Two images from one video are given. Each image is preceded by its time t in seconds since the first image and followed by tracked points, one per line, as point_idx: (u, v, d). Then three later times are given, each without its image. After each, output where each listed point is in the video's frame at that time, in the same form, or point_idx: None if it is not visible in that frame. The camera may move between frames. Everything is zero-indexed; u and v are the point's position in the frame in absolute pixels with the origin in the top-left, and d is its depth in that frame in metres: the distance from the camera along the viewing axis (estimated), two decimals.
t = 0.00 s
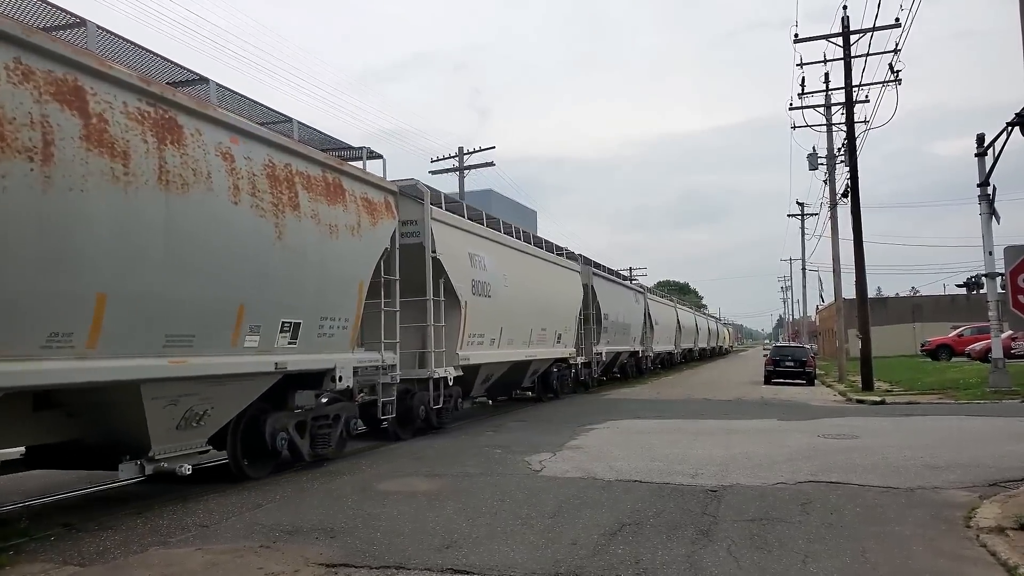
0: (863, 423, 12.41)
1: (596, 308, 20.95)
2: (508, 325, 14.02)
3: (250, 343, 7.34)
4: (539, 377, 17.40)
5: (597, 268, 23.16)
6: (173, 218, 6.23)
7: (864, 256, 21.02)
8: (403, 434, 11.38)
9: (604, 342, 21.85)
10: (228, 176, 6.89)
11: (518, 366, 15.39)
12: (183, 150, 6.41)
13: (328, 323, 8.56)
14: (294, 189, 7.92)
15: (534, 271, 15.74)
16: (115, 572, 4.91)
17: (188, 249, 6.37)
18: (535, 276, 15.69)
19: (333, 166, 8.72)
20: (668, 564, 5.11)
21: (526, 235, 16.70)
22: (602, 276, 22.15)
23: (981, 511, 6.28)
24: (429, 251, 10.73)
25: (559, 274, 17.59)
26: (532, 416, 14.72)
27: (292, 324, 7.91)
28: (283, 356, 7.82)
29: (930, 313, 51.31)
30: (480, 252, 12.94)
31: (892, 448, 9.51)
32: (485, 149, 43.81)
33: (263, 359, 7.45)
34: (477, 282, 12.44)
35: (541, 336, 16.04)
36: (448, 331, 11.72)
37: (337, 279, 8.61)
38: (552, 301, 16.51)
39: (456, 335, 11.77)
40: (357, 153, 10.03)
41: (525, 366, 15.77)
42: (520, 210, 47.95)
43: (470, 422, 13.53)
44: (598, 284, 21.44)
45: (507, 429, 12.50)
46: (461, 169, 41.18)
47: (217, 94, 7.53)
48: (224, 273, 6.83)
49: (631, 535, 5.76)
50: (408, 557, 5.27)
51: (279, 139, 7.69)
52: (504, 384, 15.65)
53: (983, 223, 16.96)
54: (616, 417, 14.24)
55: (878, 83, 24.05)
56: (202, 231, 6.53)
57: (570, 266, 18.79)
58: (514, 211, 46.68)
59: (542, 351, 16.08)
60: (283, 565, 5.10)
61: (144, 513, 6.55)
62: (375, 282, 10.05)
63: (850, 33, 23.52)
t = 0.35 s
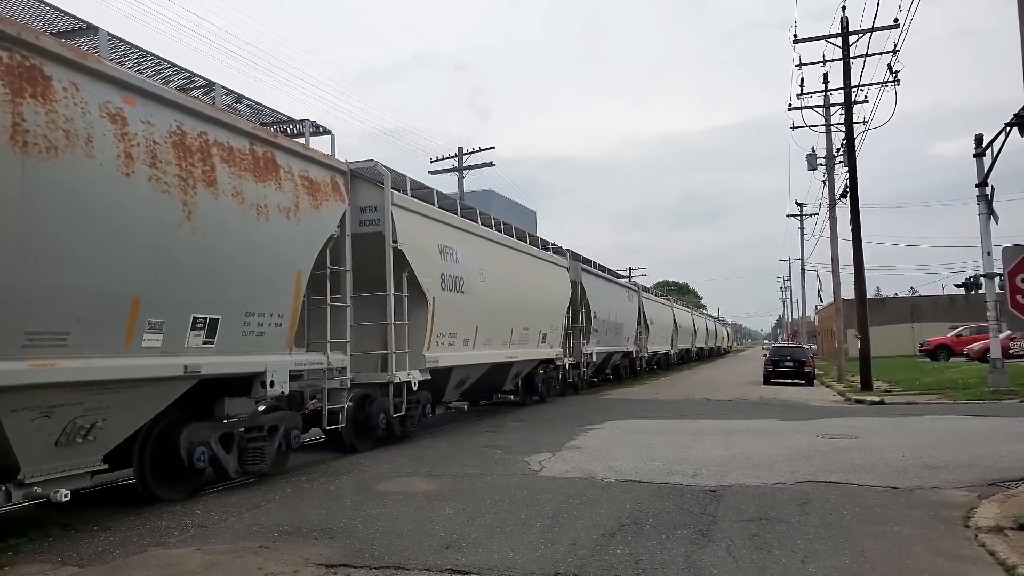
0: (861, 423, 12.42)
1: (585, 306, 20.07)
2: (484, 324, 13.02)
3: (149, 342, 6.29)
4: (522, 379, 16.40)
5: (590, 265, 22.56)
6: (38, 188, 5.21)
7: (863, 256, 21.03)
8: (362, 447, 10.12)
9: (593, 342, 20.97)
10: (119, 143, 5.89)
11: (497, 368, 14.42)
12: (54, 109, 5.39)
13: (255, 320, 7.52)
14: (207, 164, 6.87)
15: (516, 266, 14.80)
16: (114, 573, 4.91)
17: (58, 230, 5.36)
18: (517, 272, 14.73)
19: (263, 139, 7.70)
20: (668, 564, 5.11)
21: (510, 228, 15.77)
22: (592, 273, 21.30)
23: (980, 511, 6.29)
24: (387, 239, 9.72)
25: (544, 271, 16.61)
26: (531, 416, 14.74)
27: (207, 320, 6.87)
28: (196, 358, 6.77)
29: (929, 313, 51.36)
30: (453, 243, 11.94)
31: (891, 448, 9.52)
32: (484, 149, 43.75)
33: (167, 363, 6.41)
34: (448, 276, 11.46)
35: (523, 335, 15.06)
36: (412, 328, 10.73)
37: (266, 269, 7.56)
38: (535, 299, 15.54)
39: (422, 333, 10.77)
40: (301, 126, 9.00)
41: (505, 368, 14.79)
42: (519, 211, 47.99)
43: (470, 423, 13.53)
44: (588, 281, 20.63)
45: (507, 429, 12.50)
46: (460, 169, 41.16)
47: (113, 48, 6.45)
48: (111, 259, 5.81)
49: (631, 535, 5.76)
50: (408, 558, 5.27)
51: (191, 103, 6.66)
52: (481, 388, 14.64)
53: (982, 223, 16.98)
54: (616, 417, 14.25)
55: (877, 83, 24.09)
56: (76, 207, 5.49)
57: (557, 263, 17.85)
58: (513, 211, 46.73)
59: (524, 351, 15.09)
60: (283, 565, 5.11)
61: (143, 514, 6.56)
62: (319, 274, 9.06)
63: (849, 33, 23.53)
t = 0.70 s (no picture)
0: (861, 424, 12.41)
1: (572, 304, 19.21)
2: (458, 322, 12.05)
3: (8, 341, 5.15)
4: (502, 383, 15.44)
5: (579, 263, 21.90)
6: None
7: (863, 256, 21.03)
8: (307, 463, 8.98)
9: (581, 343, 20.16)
10: None
11: (474, 371, 13.47)
12: None
13: (158, 315, 6.42)
14: (92, 128, 5.77)
15: (494, 260, 13.82)
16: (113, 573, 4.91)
17: None
18: (494, 268, 13.79)
19: (171, 104, 6.61)
20: (667, 565, 5.11)
21: (489, 220, 14.86)
22: (580, 270, 20.47)
23: (980, 512, 6.29)
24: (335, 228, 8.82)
25: (524, 266, 15.65)
26: (531, 417, 14.73)
27: (88, 316, 5.73)
28: (74, 360, 5.65)
29: (928, 314, 51.35)
30: (420, 233, 10.96)
31: (891, 449, 9.52)
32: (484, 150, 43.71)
33: (32, 367, 5.28)
34: (414, 268, 10.48)
35: (501, 336, 14.10)
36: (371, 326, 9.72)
37: (169, 255, 6.46)
38: (513, 297, 14.61)
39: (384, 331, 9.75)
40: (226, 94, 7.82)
41: (482, 371, 13.83)
42: (519, 211, 47.97)
43: (471, 423, 13.54)
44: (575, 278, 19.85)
45: (507, 429, 12.50)
46: (460, 169, 41.13)
47: None
48: None
49: (630, 536, 5.76)
50: (407, 558, 5.26)
51: (66, 52, 5.55)
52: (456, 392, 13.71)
53: (982, 224, 16.97)
54: (615, 417, 14.24)
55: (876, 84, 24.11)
56: None
57: (540, 259, 16.94)
58: (513, 212, 46.73)
59: (503, 352, 14.13)
60: (282, 566, 5.11)
61: (142, 515, 6.56)
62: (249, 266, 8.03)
63: (849, 34, 23.53)
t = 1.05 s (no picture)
0: (862, 423, 12.40)
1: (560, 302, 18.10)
2: (428, 322, 10.83)
3: None
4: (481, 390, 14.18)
5: (571, 259, 20.85)
6: None
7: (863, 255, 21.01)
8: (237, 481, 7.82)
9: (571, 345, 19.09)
10: None
11: (447, 376, 12.24)
12: None
13: (21, 318, 5.00)
14: None
15: (473, 256, 12.68)
16: None
17: None
18: (472, 262, 12.55)
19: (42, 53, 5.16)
20: (669, 566, 5.09)
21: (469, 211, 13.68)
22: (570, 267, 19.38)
23: (982, 511, 6.27)
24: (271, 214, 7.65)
25: (507, 263, 14.41)
26: (531, 418, 14.72)
27: None
28: None
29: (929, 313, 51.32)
30: (380, 222, 9.73)
31: (892, 449, 9.50)
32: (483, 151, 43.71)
33: None
34: (371, 261, 9.26)
35: (479, 337, 12.89)
36: (316, 326, 8.50)
37: (32, 238, 5.02)
38: (493, 295, 13.39)
39: (332, 331, 8.52)
40: (124, 50, 6.47)
41: (456, 376, 12.58)
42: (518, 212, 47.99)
43: (471, 425, 13.51)
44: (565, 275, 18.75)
45: (507, 430, 12.49)
46: (460, 171, 41.12)
47: None
48: None
49: (631, 538, 5.74)
50: (407, 561, 5.25)
51: None
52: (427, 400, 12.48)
53: (982, 222, 16.97)
54: (616, 418, 14.24)
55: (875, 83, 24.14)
56: None
57: (526, 255, 15.71)
58: (512, 212, 46.76)
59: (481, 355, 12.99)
60: (282, 569, 5.09)
61: (143, 518, 6.56)
62: (157, 257, 6.53)
63: (848, 33, 23.52)
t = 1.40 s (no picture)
0: (863, 424, 12.40)
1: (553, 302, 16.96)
2: (386, 322, 9.66)
3: None
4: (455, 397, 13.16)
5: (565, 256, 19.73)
6: None
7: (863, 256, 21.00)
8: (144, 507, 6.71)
9: (564, 346, 17.95)
10: None
11: (411, 382, 11.08)
12: None
13: None
14: None
15: (444, 249, 11.55)
16: None
17: None
18: (441, 257, 11.35)
19: None
20: (670, 568, 5.09)
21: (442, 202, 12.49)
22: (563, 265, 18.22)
23: (983, 513, 6.27)
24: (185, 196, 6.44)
25: (483, 259, 13.21)
26: (532, 420, 14.73)
27: None
28: None
29: (929, 314, 51.28)
30: (327, 208, 8.54)
31: (893, 450, 9.50)
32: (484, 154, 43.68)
33: None
34: (313, 252, 8.07)
35: (450, 340, 11.71)
36: (244, 326, 7.34)
37: None
38: (466, 293, 12.21)
39: (264, 331, 7.34)
40: None
41: (423, 381, 11.44)
42: (518, 215, 47.94)
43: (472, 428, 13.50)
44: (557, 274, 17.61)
45: (508, 433, 12.48)
46: (460, 174, 41.08)
47: None
48: None
49: (632, 540, 5.74)
50: (408, 563, 5.25)
51: None
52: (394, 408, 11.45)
53: (982, 223, 16.97)
54: (616, 420, 14.24)
55: (874, 84, 24.17)
56: None
57: (504, 251, 14.50)
58: (513, 215, 46.76)
59: (454, 360, 11.87)
60: (282, 571, 5.10)
61: (144, 521, 6.57)
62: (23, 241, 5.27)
63: (847, 35, 23.54)
